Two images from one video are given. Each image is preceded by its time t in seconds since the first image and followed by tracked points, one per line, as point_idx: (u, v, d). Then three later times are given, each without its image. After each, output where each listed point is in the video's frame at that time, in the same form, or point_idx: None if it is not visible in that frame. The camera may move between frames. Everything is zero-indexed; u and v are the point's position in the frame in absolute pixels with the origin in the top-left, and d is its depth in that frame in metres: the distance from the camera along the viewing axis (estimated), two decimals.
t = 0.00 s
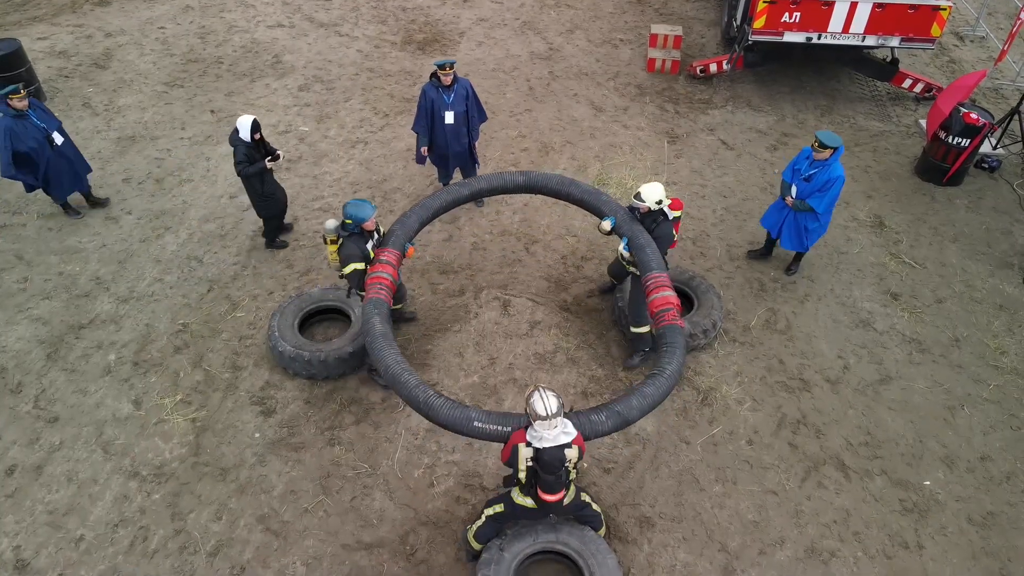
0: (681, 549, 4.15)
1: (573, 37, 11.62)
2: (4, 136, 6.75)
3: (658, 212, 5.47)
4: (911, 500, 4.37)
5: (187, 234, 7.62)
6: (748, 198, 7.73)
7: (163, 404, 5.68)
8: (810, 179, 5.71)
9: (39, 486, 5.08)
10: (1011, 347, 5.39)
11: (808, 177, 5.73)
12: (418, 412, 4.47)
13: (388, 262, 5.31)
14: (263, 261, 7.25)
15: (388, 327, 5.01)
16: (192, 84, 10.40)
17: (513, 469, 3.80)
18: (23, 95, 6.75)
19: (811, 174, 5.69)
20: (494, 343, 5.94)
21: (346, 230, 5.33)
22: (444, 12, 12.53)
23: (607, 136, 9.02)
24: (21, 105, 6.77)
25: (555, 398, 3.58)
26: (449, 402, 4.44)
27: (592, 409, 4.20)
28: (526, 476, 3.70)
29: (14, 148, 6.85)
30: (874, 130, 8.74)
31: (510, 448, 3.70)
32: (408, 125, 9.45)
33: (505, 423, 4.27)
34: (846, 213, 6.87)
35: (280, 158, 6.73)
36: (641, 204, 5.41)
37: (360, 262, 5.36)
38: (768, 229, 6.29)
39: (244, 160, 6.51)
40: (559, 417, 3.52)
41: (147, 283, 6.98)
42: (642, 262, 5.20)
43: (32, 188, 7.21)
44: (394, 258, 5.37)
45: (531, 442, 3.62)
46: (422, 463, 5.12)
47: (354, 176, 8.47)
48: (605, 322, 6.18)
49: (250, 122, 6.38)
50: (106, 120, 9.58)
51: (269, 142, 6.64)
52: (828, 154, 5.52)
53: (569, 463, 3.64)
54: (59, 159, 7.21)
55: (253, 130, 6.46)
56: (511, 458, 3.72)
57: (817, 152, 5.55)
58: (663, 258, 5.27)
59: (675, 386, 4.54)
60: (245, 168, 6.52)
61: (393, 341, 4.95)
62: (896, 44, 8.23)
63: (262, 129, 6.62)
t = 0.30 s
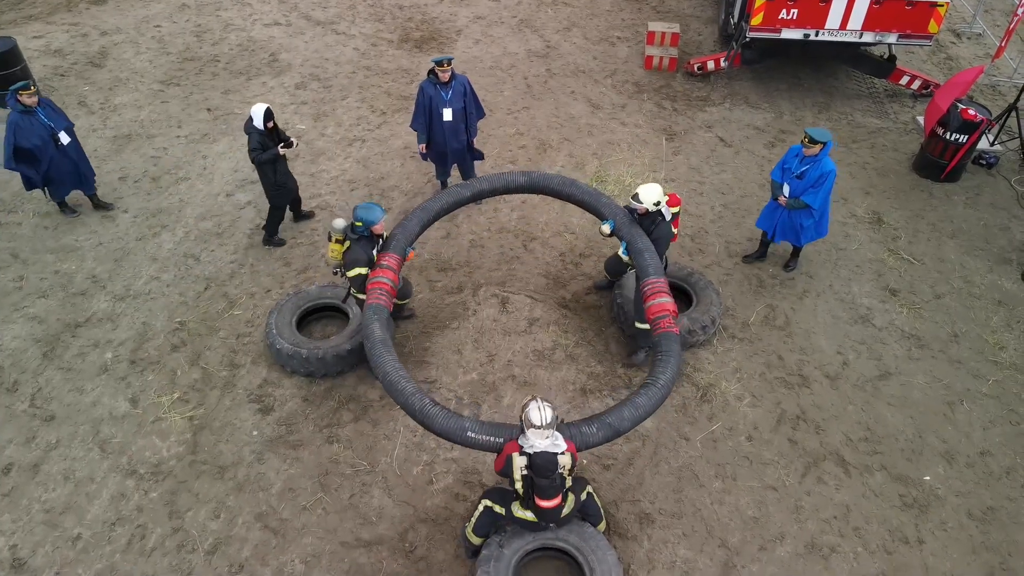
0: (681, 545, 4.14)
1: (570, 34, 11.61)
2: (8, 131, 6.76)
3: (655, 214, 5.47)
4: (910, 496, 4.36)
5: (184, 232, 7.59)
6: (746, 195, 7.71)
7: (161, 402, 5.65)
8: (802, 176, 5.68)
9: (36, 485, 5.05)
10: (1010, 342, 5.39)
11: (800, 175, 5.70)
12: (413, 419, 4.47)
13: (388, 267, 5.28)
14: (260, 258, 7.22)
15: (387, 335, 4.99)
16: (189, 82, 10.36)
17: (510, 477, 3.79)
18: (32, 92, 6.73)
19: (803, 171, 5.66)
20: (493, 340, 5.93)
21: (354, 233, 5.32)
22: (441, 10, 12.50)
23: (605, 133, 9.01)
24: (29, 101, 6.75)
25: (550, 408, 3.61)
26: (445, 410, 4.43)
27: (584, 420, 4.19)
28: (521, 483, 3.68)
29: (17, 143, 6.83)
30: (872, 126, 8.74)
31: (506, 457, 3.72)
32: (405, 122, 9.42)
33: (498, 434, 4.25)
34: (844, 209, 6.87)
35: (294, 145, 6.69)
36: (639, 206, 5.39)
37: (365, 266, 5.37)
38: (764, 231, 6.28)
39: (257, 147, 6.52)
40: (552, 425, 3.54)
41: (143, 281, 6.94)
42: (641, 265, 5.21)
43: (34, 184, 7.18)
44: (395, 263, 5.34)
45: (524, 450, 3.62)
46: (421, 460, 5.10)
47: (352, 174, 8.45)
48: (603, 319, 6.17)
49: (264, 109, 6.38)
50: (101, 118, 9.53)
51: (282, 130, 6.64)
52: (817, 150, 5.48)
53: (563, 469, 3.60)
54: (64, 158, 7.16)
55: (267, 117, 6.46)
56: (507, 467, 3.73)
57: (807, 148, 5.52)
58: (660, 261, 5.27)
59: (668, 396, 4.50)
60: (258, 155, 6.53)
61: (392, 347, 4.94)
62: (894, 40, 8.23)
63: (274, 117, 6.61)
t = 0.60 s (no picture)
0: (681, 541, 4.14)
1: (568, 32, 11.59)
2: (18, 123, 6.72)
3: (653, 233, 5.46)
4: (911, 491, 4.36)
5: (181, 230, 7.56)
6: (745, 191, 7.70)
7: (159, 400, 5.63)
8: (792, 172, 5.66)
9: (33, 483, 5.03)
10: (1009, 338, 5.39)
11: (790, 170, 5.68)
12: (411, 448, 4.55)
13: (389, 298, 5.37)
14: (258, 256, 7.20)
15: (387, 365, 5.05)
16: (186, 80, 10.33)
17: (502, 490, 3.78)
18: (46, 86, 6.71)
19: (792, 167, 5.64)
20: (492, 337, 5.91)
21: (361, 265, 5.30)
22: (438, 8, 12.47)
23: (603, 131, 9.00)
24: (43, 95, 6.73)
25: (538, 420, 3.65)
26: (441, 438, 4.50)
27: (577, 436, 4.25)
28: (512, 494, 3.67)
29: (26, 136, 6.78)
30: (870, 123, 8.74)
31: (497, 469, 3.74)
32: (403, 120, 9.40)
33: (492, 456, 4.32)
34: (843, 205, 6.87)
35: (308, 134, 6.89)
36: (636, 224, 5.41)
37: (368, 295, 5.38)
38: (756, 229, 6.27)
39: (271, 134, 6.71)
40: (538, 434, 3.55)
41: (141, 279, 6.92)
42: (638, 282, 5.23)
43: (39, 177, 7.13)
44: (396, 293, 5.43)
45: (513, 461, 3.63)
46: (420, 457, 5.09)
47: (350, 171, 8.43)
48: (603, 316, 6.16)
49: (278, 98, 6.61)
50: (98, 116, 9.50)
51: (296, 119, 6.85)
52: (804, 144, 5.46)
53: (551, 478, 3.58)
54: (72, 154, 7.13)
55: (281, 106, 6.67)
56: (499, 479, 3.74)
57: (794, 143, 5.49)
58: (657, 275, 5.29)
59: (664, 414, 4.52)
60: (272, 141, 6.71)
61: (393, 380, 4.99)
62: (892, 37, 8.22)
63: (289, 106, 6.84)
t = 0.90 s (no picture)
0: (681, 539, 4.13)
1: (566, 32, 11.59)
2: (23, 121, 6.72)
3: (644, 250, 5.45)
4: (911, 488, 4.35)
5: (179, 230, 7.54)
6: (743, 190, 7.69)
7: (156, 400, 5.61)
8: (791, 172, 5.63)
9: (30, 484, 5.00)
10: (1008, 335, 5.39)
11: (789, 171, 5.65)
12: (409, 437, 4.62)
13: (391, 295, 5.45)
14: (256, 256, 7.18)
15: (387, 356, 5.13)
16: (183, 81, 10.31)
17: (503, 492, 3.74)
18: (52, 86, 6.68)
19: (791, 167, 5.61)
20: (491, 336, 5.91)
21: (369, 265, 5.38)
22: (436, 8, 12.47)
23: (601, 130, 8.99)
24: (49, 95, 6.70)
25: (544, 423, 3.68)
26: (439, 428, 4.59)
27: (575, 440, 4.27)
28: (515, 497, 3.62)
29: (29, 133, 6.77)
30: (868, 122, 8.74)
31: (500, 470, 3.71)
32: (401, 120, 9.39)
33: (490, 452, 4.39)
34: (841, 204, 6.87)
35: (321, 132, 6.90)
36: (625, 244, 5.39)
37: (371, 293, 5.43)
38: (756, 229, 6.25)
39: (285, 130, 6.78)
40: (544, 436, 3.56)
41: (138, 279, 6.89)
42: (632, 298, 5.26)
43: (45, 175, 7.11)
44: (399, 291, 5.50)
45: (518, 463, 3.62)
46: (419, 456, 5.07)
47: (347, 171, 8.41)
48: (602, 314, 6.14)
49: (294, 95, 6.63)
50: (95, 117, 9.47)
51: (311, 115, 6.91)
52: (803, 145, 5.44)
53: (556, 480, 3.59)
54: (75, 155, 7.07)
55: (297, 103, 6.70)
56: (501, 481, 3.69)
57: (791, 143, 5.48)
58: (653, 293, 5.30)
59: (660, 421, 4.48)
60: (285, 137, 6.77)
61: (391, 369, 5.08)
62: (889, 36, 8.23)
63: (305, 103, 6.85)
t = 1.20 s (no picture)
0: (682, 542, 4.10)
1: (563, 37, 11.62)
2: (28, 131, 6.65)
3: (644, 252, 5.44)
4: (912, 490, 4.33)
5: (176, 234, 7.51)
6: (741, 193, 7.69)
7: (153, 405, 5.58)
8: (793, 177, 5.63)
9: (26, 489, 4.96)
10: (1008, 336, 5.40)
11: (791, 176, 5.64)
12: (408, 424, 4.68)
13: (390, 286, 5.50)
14: (254, 260, 7.16)
15: (385, 345, 5.20)
16: (180, 86, 10.30)
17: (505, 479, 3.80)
18: (56, 95, 6.59)
19: (794, 171, 5.60)
20: (489, 339, 5.89)
21: (371, 250, 5.37)
22: (433, 13, 12.49)
23: (599, 134, 9.00)
24: (53, 104, 6.63)
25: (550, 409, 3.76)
26: (440, 416, 4.67)
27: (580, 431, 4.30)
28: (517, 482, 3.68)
29: (36, 143, 6.72)
30: (866, 125, 8.77)
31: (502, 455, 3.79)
32: (399, 124, 9.39)
33: (494, 439, 4.48)
34: (839, 206, 6.88)
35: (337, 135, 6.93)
36: (625, 248, 5.39)
37: (371, 282, 5.45)
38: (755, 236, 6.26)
39: (301, 131, 6.79)
40: (550, 423, 3.64)
41: (135, 283, 6.87)
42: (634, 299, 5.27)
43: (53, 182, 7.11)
44: (397, 282, 5.57)
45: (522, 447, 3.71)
46: (418, 460, 5.04)
47: (345, 175, 8.40)
48: (601, 317, 6.13)
49: (312, 98, 6.59)
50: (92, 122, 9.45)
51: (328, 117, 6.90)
52: (807, 151, 5.45)
53: (559, 467, 3.63)
54: (82, 161, 7.06)
55: (314, 104, 6.67)
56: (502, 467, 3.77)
57: (796, 149, 5.48)
58: (654, 296, 5.32)
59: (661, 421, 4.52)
60: (301, 138, 6.79)
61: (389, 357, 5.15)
62: (886, 39, 8.27)
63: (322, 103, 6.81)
